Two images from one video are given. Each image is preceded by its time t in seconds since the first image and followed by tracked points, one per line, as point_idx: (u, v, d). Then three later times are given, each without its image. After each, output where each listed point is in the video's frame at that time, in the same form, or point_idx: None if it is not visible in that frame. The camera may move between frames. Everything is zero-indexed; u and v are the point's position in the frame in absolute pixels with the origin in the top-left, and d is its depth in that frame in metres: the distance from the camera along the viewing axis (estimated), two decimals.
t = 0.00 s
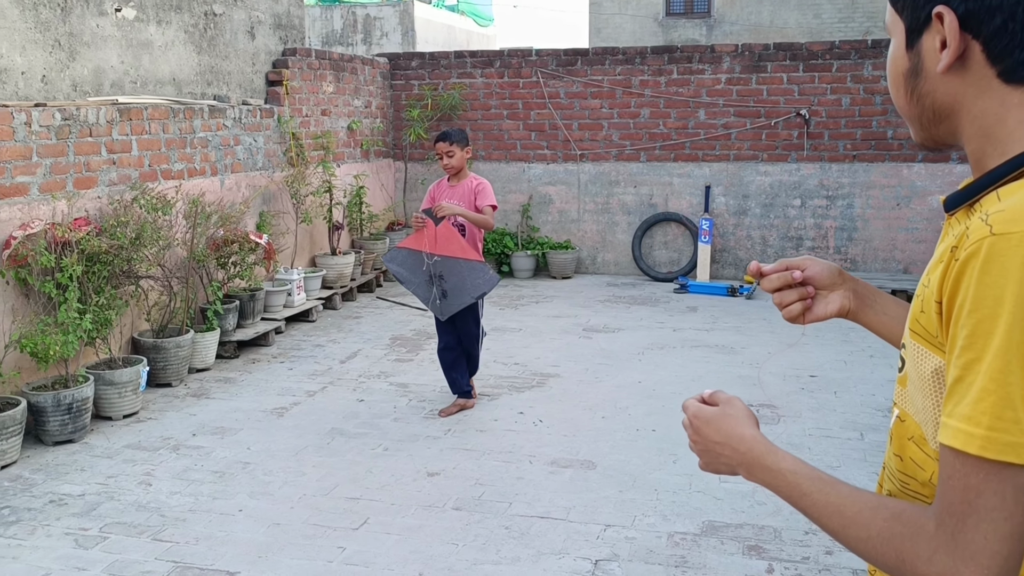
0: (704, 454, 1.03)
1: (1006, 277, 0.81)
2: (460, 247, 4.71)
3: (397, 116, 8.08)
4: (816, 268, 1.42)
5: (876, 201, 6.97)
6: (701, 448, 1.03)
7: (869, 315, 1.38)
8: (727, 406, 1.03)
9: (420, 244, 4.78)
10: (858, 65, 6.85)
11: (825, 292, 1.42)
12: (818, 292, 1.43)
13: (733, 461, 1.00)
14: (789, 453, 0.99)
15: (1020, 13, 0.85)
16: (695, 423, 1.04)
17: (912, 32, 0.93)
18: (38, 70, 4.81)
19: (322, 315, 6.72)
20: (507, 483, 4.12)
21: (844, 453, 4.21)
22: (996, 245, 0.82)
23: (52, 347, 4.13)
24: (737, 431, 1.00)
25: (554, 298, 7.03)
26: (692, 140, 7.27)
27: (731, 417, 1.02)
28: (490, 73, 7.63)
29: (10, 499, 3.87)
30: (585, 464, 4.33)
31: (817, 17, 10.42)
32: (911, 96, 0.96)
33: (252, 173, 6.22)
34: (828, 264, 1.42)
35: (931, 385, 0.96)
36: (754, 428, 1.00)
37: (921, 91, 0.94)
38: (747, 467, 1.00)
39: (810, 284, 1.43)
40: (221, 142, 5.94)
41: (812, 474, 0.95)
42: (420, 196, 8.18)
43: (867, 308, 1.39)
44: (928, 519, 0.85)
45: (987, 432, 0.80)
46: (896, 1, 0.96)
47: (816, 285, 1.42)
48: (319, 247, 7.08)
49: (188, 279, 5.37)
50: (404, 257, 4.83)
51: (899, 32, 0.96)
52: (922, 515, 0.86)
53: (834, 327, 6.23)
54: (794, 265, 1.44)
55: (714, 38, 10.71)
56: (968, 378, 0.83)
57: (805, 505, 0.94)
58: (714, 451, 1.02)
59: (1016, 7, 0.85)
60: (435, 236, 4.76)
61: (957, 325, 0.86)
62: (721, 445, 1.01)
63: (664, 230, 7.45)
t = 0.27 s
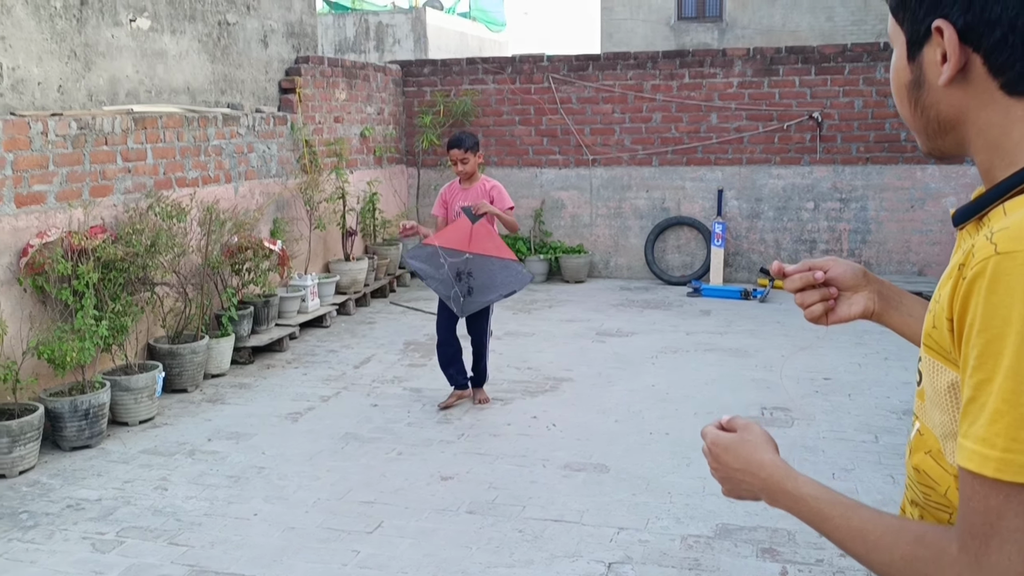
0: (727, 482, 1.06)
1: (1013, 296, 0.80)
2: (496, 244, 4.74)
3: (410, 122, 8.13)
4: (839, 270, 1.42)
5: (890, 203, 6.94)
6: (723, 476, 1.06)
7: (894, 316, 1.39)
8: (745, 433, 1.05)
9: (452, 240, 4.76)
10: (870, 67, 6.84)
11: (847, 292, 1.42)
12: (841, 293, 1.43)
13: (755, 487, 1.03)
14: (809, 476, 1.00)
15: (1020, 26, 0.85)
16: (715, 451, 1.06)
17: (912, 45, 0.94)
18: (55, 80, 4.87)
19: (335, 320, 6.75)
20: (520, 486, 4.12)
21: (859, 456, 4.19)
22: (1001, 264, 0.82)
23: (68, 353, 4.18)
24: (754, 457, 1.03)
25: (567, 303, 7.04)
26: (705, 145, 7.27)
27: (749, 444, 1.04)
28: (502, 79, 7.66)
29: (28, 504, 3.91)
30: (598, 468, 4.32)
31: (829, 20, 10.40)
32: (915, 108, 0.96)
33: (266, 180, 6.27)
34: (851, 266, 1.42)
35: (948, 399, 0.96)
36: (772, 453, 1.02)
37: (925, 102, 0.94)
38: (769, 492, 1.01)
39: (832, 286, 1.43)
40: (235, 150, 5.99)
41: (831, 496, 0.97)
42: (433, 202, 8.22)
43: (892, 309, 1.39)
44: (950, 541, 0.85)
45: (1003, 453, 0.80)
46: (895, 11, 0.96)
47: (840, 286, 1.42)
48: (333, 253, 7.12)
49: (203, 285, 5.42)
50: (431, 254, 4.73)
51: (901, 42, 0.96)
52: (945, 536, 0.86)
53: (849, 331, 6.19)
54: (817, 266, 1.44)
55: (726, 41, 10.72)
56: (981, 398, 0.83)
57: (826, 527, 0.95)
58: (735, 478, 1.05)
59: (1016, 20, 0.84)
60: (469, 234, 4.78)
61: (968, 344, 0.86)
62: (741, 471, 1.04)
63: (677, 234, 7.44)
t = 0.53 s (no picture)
0: (768, 487, 1.05)
1: None
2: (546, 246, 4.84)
3: (435, 145, 8.19)
4: (866, 300, 1.40)
5: (918, 220, 6.88)
6: (764, 481, 1.05)
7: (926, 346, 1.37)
8: (788, 438, 1.04)
9: (505, 243, 4.77)
10: (896, 83, 6.81)
11: (875, 325, 1.40)
12: (869, 324, 1.40)
13: (797, 494, 1.01)
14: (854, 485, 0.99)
15: None
16: (757, 455, 1.05)
17: (945, 58, 0.94)
18: (88, 107, 4.97)
19: (362, 342, 6.77)
20: (548, 507, 4.10)
21: (892, 476, 4.12)
22: None
23: (101, 376, 4.22)
24: (799, 463, 1.02)
25: (593, 323, 7.02)
26: (730, 163, 7.26)
27: (793, 450, 1.03)
28: (526, 100, 7.70)
29: (60, 526, 3.94)
30: (626, 489, 4.29)
31: (853, 37, 10.36)
32: (950, 122, 0.95)
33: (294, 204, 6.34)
34: (878, 295, 1.40)
35: (997, 423, 0.95)
36: (817, 461, 1.02)
37: (961, 116, 0.94)
38: (812, 501, 1.00)
39: (859, 318, 1.40)
40: (263, 174, 6.06)
41: (878, 508, 0.96)
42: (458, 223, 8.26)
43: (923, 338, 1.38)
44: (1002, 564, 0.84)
45: None
46: (925, 26, 0.98)
47: (867, 319, 1.40)
48: (360, 275, 7.17)
49: (232, 308, 5.47)
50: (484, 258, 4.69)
51: (932, 58, 0.96)
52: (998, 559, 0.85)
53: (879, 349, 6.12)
54: (842, 297, 1.42)
55: (749, 60, 10.73)
56: None
57: (873, 537, 0.95)
58: (777, 484, 1.03)
59: None
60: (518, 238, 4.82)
61: None
62: (784, 477, 1.03)
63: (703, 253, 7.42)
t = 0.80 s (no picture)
0: (815, 451, 1.09)
1: None
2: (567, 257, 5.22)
3: (453, 159, 8.21)
4: (881, 314, 1.41)
5: (941, 231, 6.82)
6: (812, 443, 1.09)
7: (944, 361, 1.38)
8: (845, 409, 1.08)
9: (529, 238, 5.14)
10: (917, 94, 6.78)
11: (889, 339, 1.41)
12: (884, 338, 1.41)
13: (843, 464, 1.06)
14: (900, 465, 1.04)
15: None
16: (812, 418, 1.09)
17: (995, 65, 0.94)
18: (110, 124, 5.01)
19: (382, 356, 6.77)
20: (572, 522, 4.06)
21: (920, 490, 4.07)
22: None
23: (124, 391, 4.23)
24: (853, 436, 1.06)
25: (612, 336, 6.99)
26: (749, 175, 7.24)
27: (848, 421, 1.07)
28: (544, 114, 7.71)
29: (83, 541, 3.94)
30: (650, 503, 4.25)
31: (871, 49, 10.33)
32: (1001, 131, 0.96)
33: (314, 219, 6.36)
34: (894, 309, 1.41)
35: None
36: (870, 436, 1.06)
37: (1013, 125, 0.94)
38: (856, 474, 1.05)
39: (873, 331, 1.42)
40: (283, 189, 6.09)
41: (922, 494, 1.01)
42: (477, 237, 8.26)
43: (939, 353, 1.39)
44: None
45: None
46: (972, 32, 0.98)
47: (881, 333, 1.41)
48: (379, 289, 7.18)
49: (253, 322, 5.48)
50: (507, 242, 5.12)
51: (980, 65, 0.97)
52: None
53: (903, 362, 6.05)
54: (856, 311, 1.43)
55: (767, 72, 10.72)
56: None
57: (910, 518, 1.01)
58: (825, 449, 1.08)
59: None
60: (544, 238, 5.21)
61: None
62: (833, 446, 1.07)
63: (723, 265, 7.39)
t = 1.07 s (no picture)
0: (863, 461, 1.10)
1: None
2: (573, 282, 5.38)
3: (462, 163, 8.22)
4: (885, 300, 1.38)
5: (952, 235, 6.80)
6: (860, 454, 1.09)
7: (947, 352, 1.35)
8: (888, 421, 1.07)
9: (552, 246, 5.40)
10: (928, 97, 6.76)
11: (892, 326, 1.38)
12: (887, 325, 1.38)
13: (891, 477, 1.06)
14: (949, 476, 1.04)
15: None
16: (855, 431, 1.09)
17: (1019, 67, 0.92)
18: (122, 129, 5.04)
19: (391, 360, 6.79)
20: (581, 527, 4.06)
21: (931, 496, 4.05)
22: None
23: (135, 395, 4.25)
24: (899, 452, 1.05)
25: (622, 340, 6.99)
26: (759, 179, 7.23)
27: (894, 435, 1.06)
28: (553, 118, 7.72)
29: (94, 544, 3.95)
30: (659, 508, 4.24)
31: (882, 52, 10.31)
32: None
33: (324, 223, 6.39)
34: (900, 297, 1.37)
35: None
36: (918, 450, 1.05)
37: None
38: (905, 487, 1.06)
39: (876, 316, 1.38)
40: (294, 193, 6.12)
41: (971, 508, 1.01)
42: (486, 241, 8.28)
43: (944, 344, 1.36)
44: None
45: None
46: (995, 33, 0.96)
47: (885, 318, 1.38)
48: (389, 293, 7.19)
49: (263, 326, 5.50)
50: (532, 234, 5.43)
51: (1003, 65, 0.95)
52: None
53: (914, 366, 6.03)
54: (860, 295, 1.39)
55: (777, 76, 10.71)
56: None
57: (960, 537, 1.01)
58: (873, 462, 1.08)
59: None
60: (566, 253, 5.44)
61: None
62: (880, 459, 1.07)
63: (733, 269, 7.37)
